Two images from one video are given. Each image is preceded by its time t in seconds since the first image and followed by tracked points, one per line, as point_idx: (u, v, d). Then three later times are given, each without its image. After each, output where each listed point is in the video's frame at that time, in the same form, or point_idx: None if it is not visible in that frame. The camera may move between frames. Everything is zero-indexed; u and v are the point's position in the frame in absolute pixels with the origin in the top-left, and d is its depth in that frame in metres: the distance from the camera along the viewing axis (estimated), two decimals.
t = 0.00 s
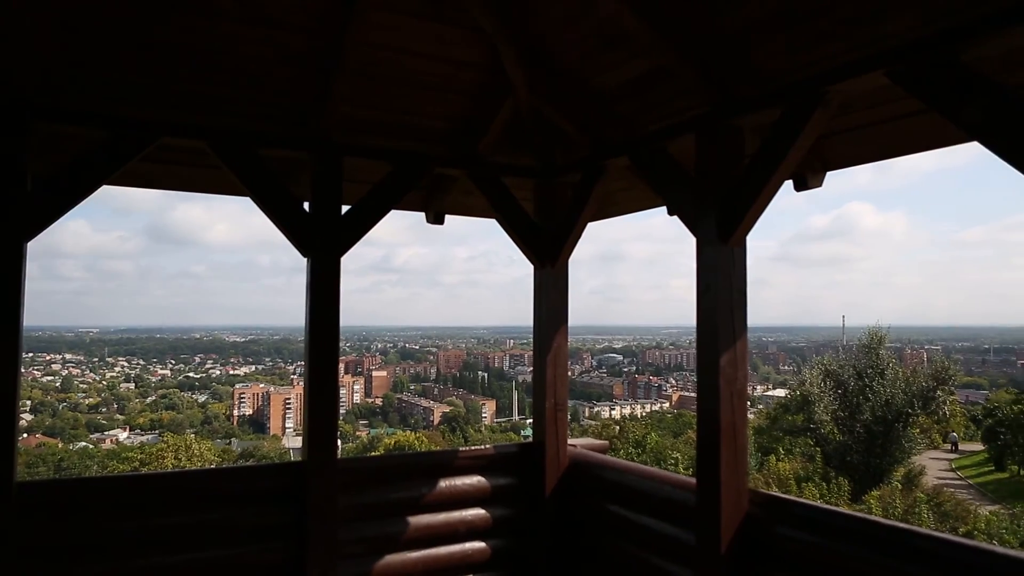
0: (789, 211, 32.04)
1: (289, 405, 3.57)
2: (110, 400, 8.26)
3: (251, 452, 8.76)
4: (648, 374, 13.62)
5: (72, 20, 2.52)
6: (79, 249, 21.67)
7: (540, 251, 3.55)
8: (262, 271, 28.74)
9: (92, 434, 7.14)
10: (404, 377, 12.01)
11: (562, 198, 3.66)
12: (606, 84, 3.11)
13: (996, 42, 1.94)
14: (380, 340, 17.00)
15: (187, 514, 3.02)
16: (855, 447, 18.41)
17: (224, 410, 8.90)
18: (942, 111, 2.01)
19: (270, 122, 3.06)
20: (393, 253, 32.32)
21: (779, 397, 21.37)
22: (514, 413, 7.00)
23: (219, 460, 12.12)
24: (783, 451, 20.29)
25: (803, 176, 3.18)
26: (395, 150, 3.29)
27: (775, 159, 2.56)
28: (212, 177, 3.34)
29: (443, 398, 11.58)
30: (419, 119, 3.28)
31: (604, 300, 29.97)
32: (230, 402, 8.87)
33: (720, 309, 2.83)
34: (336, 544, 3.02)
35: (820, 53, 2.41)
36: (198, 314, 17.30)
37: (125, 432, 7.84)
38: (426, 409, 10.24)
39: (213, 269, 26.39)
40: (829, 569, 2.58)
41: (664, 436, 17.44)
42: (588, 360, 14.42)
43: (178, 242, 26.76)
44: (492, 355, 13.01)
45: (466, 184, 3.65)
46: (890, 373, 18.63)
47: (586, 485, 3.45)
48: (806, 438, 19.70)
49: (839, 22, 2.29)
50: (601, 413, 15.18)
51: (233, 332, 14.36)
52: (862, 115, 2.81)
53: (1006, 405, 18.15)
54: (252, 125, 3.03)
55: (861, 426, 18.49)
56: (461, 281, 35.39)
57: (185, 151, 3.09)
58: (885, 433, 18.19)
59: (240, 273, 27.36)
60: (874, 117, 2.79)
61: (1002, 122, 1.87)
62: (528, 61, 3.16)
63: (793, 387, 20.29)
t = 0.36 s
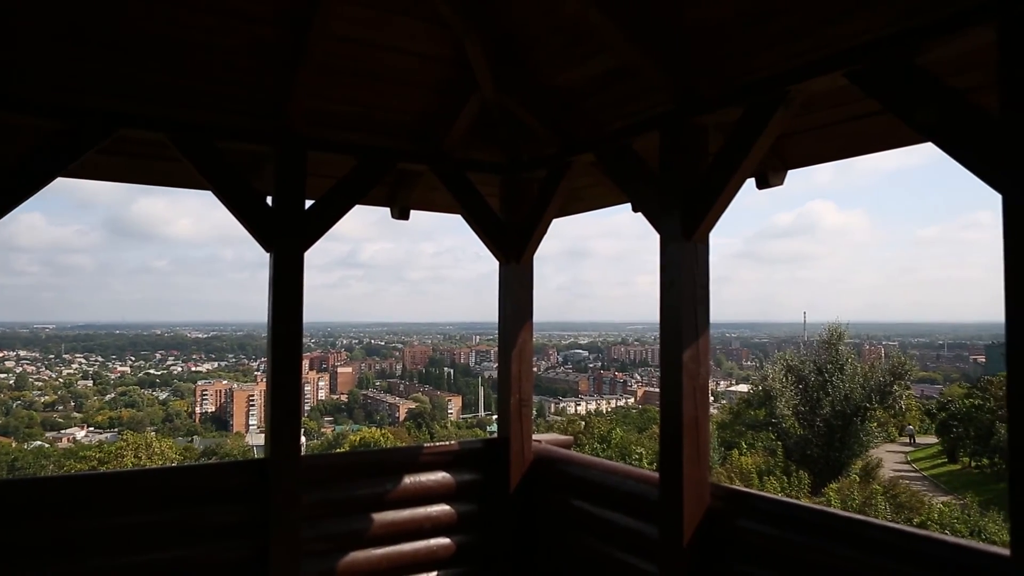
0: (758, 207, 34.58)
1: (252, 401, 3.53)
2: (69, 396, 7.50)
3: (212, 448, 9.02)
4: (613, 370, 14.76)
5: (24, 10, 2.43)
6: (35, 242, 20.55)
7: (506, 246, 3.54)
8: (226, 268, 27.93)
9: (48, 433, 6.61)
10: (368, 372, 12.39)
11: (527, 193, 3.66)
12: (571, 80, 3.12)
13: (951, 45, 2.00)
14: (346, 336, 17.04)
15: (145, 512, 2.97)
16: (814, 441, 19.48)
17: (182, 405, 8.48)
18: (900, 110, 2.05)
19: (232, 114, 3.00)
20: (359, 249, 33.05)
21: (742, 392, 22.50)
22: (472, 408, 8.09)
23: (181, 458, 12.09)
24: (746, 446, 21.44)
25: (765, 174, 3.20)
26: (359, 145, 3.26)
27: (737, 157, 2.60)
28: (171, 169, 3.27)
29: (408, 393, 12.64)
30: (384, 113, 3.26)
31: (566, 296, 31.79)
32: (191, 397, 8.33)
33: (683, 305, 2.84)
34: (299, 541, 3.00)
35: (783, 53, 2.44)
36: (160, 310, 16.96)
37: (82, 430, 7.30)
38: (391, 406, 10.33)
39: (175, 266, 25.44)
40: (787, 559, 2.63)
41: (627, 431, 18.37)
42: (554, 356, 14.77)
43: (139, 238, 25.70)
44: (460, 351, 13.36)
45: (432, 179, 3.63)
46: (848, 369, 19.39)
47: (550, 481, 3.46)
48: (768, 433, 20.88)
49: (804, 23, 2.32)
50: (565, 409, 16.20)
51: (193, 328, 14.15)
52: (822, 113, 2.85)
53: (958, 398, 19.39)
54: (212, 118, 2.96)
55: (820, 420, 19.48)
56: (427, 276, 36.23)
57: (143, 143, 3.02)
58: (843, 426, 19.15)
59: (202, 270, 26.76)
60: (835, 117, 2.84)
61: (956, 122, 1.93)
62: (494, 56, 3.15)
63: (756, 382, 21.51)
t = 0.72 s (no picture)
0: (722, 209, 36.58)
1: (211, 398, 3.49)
2: (20, 394, 7.49)
3: (173, 447, 8.86)
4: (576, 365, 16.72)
5: None
6: None
7: (470, 243, 3.55)
8: (189, 266, 27.07)
9: None
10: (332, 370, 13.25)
11: (491, 190, 3.66)
12: (535, 78, 3.13)
13: (906, 47, 2.05)
14: (307, 334, 17.03)
15: (100, 514, 2.90)
16: (775, 436, 20.46)
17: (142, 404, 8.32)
18: (857, 110, 2.09)
19: (190, 108, 2.94)
20: (322, 244, 33.40)
21: (704, 388, 23.56)
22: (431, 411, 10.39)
23: (139, 457, 12.01)
24: (708, 441, 22.32)
25: (725, 172, 3.22)
26: (321, 140, 3.23)
27: (698, 156, 2.62)
28: (128, 161, 3.20)
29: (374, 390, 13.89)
30: (347, 107, 3.23)
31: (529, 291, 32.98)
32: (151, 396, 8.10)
33: (645, 302, 2.84)
34: (259, 541, 2.96)
35: (745, 53, 2.47)
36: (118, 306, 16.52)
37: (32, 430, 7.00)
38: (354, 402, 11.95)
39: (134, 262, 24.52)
40: (748, 552, 2.67)
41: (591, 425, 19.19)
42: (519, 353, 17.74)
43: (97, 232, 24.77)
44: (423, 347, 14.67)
45: (395, 175, 3.61)
46: (807, 364, 20.55)
47: (513, 477, 3.48)
48: (729, 428, 21.81)
49: (766, 22, 2.35)
50: (529, 406, 18.09)
51: (149, 324, 13.63)
52: (783, 113, 2.88)
53: (911, 393, 20.31)
54: (170, 111, 2.90)
55: (780, 415, 20.54)
56: (392, 272, 37.54)
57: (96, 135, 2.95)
58: (802, 421, 20.17)
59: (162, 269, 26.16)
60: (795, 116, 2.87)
61: (910, 123, 1.97)
62: (457, 53, 3.15)
63: (717, 378, 22.51)
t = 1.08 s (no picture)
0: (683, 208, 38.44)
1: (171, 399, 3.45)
2: None
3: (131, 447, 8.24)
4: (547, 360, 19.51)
5: None
6: None
7: (433, 240, 3.54)
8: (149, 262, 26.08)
9: None
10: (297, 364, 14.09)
11: (455, 187, 3.65)
12: (499, 75, 3.12)
13: (858, 50, 2.09)
14: (265, 332, 17.18)
15: (51, 517, 2.82)
16: (736, 432, 21.21)
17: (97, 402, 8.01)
18: (816, 112, 2.13)
19: (147, 100, 2.87)
20: (282, 241, 36.48)
21: (666, 384, 24.40)
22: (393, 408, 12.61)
23: (94, 457, 11.83)
24: (670, 436, 23.03)
25: (688, 171, 3.21)
26: (284, 134, 3.18)
27: (659, 155, 2.63)
28: (80, 152, 3.11)
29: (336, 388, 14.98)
30: (308, 102, 3.20)
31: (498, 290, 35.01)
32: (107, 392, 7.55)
33: (607, 299, 2.85)
34: (219, 542, 2.92)
35: (704, 54, 2.50)
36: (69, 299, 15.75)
37: None
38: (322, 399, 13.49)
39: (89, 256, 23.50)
40: (709, 546, 2.70)
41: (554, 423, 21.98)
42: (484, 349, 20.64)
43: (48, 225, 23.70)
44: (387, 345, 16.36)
45: (358, 171, 3.59)
46: (768, 361, 21.37)
47: (476, 473, 3.48)
48: (691, 424, 22.45)
49: (727, 22, 2.38)
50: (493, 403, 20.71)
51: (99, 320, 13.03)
52: (741, 113, 2.92)
53: (869, 389, 21.57)
54: (126, 102, 2.82)
55: (741, 411, 21.29)
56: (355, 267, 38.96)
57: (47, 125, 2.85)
58: (763, 417, 21.08)
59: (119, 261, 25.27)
60: (752, 117, 2.92)
61: (865, 126, 2.02)
62: (421, 49, 3.14)
63: (680, 374, 22.98)
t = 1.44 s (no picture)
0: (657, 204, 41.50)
1: (132, 397, 3.41)
2: None
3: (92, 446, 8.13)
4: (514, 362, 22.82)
5: None
6: None
7: (399, 236, 3.52)
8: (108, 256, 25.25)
9: None
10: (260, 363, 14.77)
11: (422, 183, 3.64)
12: (467, 71, 3.12)
13: (819, 53, 2.13)
14: (231, 329, 17.21)
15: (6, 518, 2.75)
16: (702, 427, 22.26)
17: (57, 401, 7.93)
18: (780, 111, 2.15)
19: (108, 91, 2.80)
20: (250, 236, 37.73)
21: (634, 380, 25.18)
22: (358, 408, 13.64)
23: (55, 457, 11.70)
24: (638, 433, 23.91)
25: (654, 169, 3.21)
26: (249, 129, 3.14)
27: (626, 152, 2.64)
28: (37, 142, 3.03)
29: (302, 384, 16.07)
30: (275, 96, 3.16)
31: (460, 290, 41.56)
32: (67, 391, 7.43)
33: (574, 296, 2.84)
34: (181, 542, 2.87)
35: (671, 52, 2.52)
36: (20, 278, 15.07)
37: None
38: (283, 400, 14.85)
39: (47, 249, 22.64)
40: (675, 542, 2.71)
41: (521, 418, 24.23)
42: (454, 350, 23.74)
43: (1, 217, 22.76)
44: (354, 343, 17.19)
45: (324, 166, 3.56)
46: (733, 356, 22.40)
47: (444, 470, 3.48)
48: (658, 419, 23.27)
49: (693, 21, 2.40)
50: (461, 401, 23.00)
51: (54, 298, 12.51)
52: (707, 112, 2.95)
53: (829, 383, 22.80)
54: (84, 93, 2.74)
55: (707, 406, 22.34)
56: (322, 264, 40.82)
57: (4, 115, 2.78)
58: (728, 412, 22.12)
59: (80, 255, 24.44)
60: (716, 117, 2.95)
61: (827, 126, 2.05)
62: (388, 45, 3.13)
63: (648, 370, 23.93)
